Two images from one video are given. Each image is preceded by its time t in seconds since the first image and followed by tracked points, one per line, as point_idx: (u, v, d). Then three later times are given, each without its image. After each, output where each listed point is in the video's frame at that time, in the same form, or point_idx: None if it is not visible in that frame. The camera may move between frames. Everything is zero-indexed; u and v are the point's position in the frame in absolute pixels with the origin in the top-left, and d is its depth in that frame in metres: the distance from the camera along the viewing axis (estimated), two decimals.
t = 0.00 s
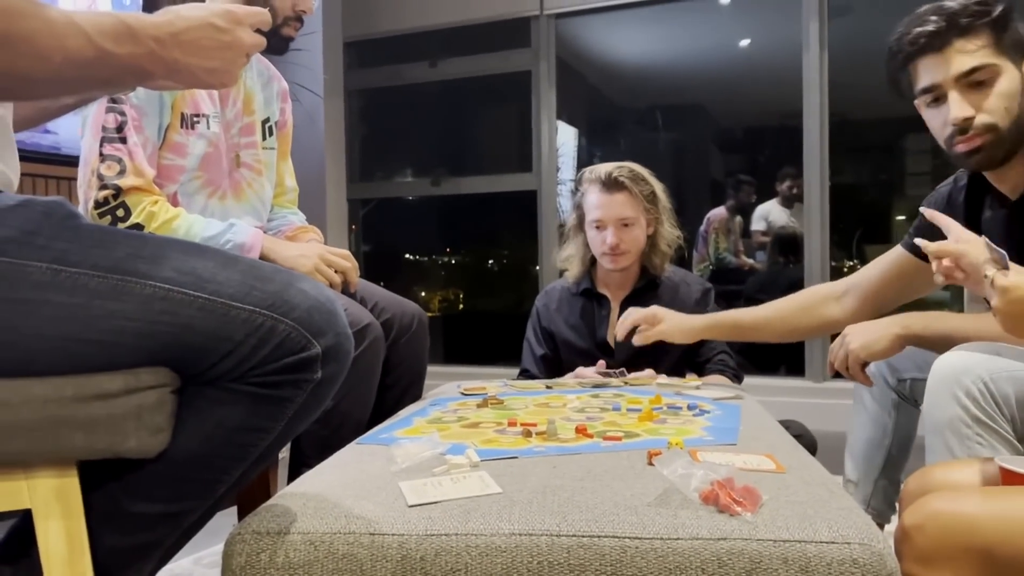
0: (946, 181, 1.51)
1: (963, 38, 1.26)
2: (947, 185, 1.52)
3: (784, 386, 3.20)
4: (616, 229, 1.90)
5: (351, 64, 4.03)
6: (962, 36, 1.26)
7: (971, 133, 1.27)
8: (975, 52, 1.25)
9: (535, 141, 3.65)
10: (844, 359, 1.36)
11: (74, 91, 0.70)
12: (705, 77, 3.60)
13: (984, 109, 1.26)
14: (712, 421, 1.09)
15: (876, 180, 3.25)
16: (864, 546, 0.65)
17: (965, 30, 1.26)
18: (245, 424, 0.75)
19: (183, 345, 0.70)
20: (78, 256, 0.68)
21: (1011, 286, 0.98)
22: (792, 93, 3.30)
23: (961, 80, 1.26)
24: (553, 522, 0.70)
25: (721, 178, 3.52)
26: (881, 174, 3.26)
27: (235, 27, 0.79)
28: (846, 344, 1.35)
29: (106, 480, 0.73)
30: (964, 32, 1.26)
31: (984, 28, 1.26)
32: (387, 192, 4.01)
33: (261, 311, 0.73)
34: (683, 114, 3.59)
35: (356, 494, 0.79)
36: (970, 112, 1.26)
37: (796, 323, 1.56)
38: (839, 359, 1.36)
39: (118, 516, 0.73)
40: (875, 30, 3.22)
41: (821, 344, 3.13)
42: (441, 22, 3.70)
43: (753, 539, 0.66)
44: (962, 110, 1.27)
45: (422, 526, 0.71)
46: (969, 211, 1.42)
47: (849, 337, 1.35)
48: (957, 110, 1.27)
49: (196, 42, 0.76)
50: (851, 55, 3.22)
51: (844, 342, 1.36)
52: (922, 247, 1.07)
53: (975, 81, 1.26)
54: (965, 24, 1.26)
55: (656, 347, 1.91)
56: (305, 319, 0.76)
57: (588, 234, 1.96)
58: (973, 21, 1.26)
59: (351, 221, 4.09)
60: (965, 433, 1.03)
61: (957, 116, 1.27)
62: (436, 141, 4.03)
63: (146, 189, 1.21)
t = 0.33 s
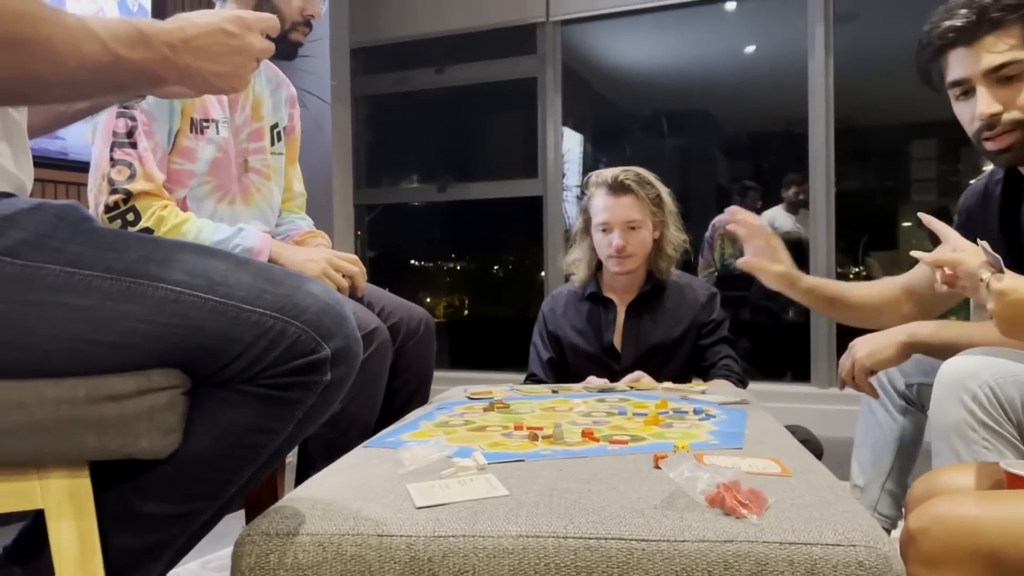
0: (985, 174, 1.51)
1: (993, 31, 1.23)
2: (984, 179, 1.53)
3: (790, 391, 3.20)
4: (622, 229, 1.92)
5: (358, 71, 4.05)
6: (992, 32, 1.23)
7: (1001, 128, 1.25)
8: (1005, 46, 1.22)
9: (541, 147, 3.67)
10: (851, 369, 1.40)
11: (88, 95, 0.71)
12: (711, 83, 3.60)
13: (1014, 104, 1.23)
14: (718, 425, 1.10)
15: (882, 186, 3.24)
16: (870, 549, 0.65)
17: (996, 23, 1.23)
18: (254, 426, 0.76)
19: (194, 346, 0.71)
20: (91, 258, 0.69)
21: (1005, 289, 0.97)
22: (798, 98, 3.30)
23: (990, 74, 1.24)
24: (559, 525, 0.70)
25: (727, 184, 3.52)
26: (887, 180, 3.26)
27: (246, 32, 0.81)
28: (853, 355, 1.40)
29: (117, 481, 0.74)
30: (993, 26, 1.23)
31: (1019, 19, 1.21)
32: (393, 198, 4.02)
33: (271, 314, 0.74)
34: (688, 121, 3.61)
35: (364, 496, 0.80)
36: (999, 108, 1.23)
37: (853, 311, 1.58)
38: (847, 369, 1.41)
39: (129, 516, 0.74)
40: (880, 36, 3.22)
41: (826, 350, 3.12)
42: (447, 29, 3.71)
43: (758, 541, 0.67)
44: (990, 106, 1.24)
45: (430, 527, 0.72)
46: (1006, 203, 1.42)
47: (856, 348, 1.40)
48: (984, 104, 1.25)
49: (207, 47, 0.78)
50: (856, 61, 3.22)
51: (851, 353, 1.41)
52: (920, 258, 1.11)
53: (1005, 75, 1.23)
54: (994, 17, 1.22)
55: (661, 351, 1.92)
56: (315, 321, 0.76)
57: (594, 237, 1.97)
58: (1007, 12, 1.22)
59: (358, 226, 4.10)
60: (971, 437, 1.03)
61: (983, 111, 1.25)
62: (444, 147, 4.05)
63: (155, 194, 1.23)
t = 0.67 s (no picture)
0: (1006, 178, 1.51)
1: (960, 58, 1.33)
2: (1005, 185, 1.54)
3: (799, 400, 3.18)
4: (629, 235, 1.93)
5: (367, 81, 4.08)
6: (959, 55, 1.34)
7: (977, 144, 1.36)
8: (966, 72, 1.32)
9: (549, 157, 3.69)
10: (864, 377, 1.40)
11: (102, 109, 0.72)
12: (718, 92, 3.61)
13: (977, 125, 1.33)
14: (727, 433, 1.10)
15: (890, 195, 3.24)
16: (879, 557, 0.65)
17: (964, 49, 1.32)
18: (265, 434, 0.77)
19: (206, 355, 0.72)
20: (105, 268, 0.70)
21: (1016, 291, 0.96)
22: (805, 107, 3.31)
23: (961, 96, 1.35)
24: (568, 533, 0.71)
25: (735, 193, 3.52)
26: (895, 188, 3.25)
27: (258, 52, 0.83)
28: (865, 363, 1.40)
29: (130, 488, 0.75)
30: (962, 52, 1.33)
31: (980, 45, 1.30)
32: (401, 207, 4.05)
33: (282, 323, 0.75)
34: (696, 130, 3.61)
35: (373, 504, 0.80)
36: (965, 127, 1.36)
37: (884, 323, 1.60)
38: (859, 377, 1.40)
39: (141, 523, 0.74)
40: (888, 44, 3.22)
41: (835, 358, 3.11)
42: (455, 39, 3.74)
43: (767, 550, 0.67)
44: (958, 124, 1.37)
45: (440, 535, 0.72)
46: None
47: (868, 357, 1.39)
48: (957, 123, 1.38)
49: (220, 65, 0.79)
50: (863, 69, 3.22)
51: (863, 361, 1.41)
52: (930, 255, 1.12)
53: (970, 97, 1.34)
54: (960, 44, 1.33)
55: (669, 359, 1.92)
56: (326, 330, 0.77)
57: (602, 243, 1.98)
58: (970, 39, 1.31)
59: (366, 235, 4.12)
60: (986, 446, 1.03)
61: (956, 129, 1.38)
62: (452, 157, 4.07)
63: (168, 203, 1.24)
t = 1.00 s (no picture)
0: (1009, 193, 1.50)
1: (953, 75, 1.36)
2: (1008, 201, 1.53)
3: (813, 411, 3.17)
4: (638, 246, 1.94)
5: (379, 95, 4.13)
6: (953, 74, 1.37)
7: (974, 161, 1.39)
8: (959, 90, 1.35)
9: (559, 169, 3.70)
10: (876, 389, 1.39)
11: (122, 129, 0.74)
12: (728, 103, 3.62)
13: (971, 142, 1.36)
14: (739, 445, 1.10)
15: (902, 206, 3.23)
16: (893, 569, 0.65)
17: (958, 67, 1.35)
18: (282, 446, 0.78)
19: (224, 369, 0.73)
20: (126, 283, 0.72)
21: None
22: (816, 118, 3.31)
23: (957, 112, 1.38)
24: (581, 544, 0.71)
25: (747, 204, 3.51)
26: (907, 199, 3.24)
27: (277, 78, 0.85)
28: (877, 374, 1.39)
29: (150, 500, 0.76)
30: (956, 69, 1.36)
31: (970, 64, 1.33)
32: (413, 220, 4.07)
33: (298, 336, 0.76)
34: (707, 141, 3.62)
35: (388, 515, 0.81)
36: (960, 144, 1.39)
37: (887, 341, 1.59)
38: (871, 390, 1.39)
39: (160, 534, 0.76)
40: (899, 56, 3.22)
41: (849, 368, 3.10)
42: (466, 53, 3.77)
43: (779, 562, 0.67)
44: (955, 141, 1.40)
45: (454, 546, 0.73)
46: None
47: (879, 367, 1.39)
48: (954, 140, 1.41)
49: (239, 89, 0.81)
50: (874, 80, 3.22)
51: (874, 373, 1.40)
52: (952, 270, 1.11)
53: (964, 115, 1.36)
54: (954, 62, 1.36)
55: (680, 370, 1.92)
56: (341, 343, 0.78)
57: (613, 253, 1.99)
58: (961, 58, 1.34)
59: (378, 247, 4.15)
60: (997, 458, 1.03)
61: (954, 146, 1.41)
62: (464, 170, 4.10)
63: (184, 218, 1.26)
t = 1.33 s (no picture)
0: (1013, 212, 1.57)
1: (963, 97, 1.47)
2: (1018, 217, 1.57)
3: (835, 427, 3.13)
4: (654, 263, 1.95)
5: (398, 114, 4.18)
6: (963, 96, 1.47)
7: (984, 180, 1.48)
8: (969, 111, 1.45)
9: (577, 184, 3.72)
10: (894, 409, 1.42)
11: (152, 155, 0.77)
12: (745, 118, 3.62)
13: (981, 162, 1.45)
14: (758, 462, 1.10)
15: (923, 219, 3.21)
16: None
17: (968, 88, 1.46)
18: (307, 463, 0.80)
19: (252, 387, 0.75)
20: (157, 305, 0.74)
21: None
22: (834, 132, 3.30)
23: (967, 133, 1.48)
24: (600, 561, 0.72)
25: (766, 218, 3.51)
26: (927, 212, 3.22)
27: (303, 106, 0.88)
28: (894, 395, 1.42)
29: (179, 517, 0.78)
30: (966, 91, 1.46)
31: (980, 86, 1.43)
32: (431, 236, 4.12)
33: (323, 356, 0.78)
34: (724, 156, 3.62)
35: (410, 532, 0.82)
36: (970, 164, 1.48)
37: (867, 362, 1.55)
38: (890, 411, 1.42)
39: (188, 551, 0.78)
40: (918, 69, 3.20)
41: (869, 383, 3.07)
42: (484, 72, 3.81)
43: None
44: (964, 162, 1.49)
45: (475, 563, 0.74)
46: None
47: (897, 389, 1.42)
48: (964, 160, 1.50)
49: (265, 117, 0.84)
50: (893, 93, 3.21)
51: (892, 394, 1.43)
52: (971, 289, 1.09)
53: (974, 135, 1.46)
54: (963, 84, 1.46)
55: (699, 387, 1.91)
56: (364, 363, 0.80)
57: (629, 269, 2.00)
58: (971, 79, 1.44)
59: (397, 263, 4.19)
60: (1014, 474, 1.02)
61: (963, 166, 1.50)
62: (482, 186, 4.12)
63: (209, 239, 1.29)
